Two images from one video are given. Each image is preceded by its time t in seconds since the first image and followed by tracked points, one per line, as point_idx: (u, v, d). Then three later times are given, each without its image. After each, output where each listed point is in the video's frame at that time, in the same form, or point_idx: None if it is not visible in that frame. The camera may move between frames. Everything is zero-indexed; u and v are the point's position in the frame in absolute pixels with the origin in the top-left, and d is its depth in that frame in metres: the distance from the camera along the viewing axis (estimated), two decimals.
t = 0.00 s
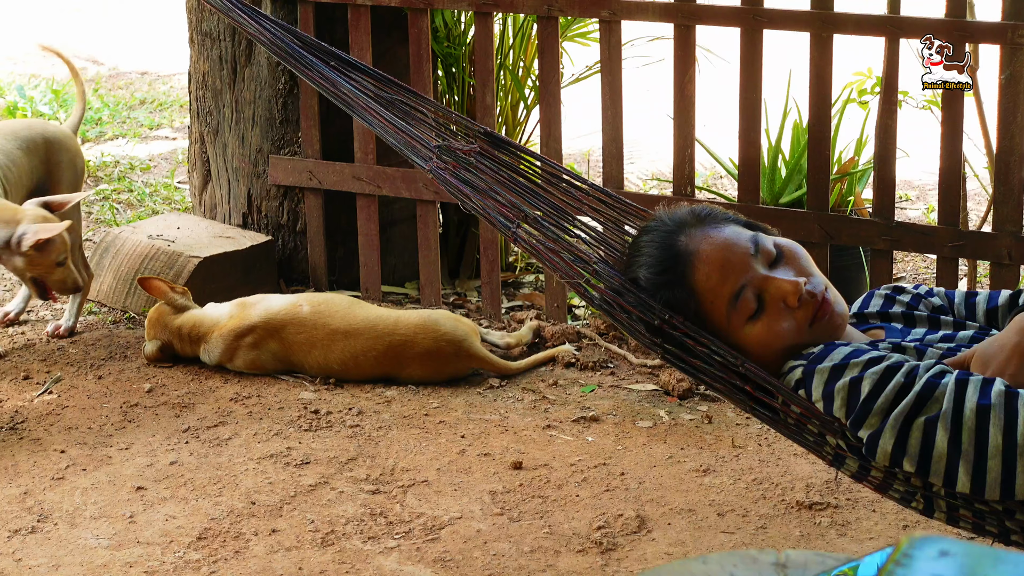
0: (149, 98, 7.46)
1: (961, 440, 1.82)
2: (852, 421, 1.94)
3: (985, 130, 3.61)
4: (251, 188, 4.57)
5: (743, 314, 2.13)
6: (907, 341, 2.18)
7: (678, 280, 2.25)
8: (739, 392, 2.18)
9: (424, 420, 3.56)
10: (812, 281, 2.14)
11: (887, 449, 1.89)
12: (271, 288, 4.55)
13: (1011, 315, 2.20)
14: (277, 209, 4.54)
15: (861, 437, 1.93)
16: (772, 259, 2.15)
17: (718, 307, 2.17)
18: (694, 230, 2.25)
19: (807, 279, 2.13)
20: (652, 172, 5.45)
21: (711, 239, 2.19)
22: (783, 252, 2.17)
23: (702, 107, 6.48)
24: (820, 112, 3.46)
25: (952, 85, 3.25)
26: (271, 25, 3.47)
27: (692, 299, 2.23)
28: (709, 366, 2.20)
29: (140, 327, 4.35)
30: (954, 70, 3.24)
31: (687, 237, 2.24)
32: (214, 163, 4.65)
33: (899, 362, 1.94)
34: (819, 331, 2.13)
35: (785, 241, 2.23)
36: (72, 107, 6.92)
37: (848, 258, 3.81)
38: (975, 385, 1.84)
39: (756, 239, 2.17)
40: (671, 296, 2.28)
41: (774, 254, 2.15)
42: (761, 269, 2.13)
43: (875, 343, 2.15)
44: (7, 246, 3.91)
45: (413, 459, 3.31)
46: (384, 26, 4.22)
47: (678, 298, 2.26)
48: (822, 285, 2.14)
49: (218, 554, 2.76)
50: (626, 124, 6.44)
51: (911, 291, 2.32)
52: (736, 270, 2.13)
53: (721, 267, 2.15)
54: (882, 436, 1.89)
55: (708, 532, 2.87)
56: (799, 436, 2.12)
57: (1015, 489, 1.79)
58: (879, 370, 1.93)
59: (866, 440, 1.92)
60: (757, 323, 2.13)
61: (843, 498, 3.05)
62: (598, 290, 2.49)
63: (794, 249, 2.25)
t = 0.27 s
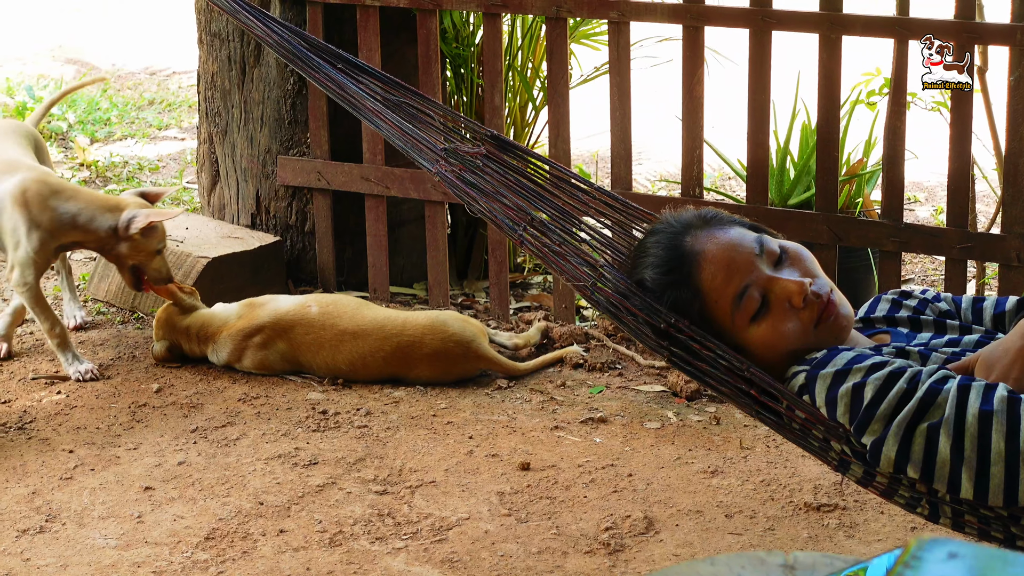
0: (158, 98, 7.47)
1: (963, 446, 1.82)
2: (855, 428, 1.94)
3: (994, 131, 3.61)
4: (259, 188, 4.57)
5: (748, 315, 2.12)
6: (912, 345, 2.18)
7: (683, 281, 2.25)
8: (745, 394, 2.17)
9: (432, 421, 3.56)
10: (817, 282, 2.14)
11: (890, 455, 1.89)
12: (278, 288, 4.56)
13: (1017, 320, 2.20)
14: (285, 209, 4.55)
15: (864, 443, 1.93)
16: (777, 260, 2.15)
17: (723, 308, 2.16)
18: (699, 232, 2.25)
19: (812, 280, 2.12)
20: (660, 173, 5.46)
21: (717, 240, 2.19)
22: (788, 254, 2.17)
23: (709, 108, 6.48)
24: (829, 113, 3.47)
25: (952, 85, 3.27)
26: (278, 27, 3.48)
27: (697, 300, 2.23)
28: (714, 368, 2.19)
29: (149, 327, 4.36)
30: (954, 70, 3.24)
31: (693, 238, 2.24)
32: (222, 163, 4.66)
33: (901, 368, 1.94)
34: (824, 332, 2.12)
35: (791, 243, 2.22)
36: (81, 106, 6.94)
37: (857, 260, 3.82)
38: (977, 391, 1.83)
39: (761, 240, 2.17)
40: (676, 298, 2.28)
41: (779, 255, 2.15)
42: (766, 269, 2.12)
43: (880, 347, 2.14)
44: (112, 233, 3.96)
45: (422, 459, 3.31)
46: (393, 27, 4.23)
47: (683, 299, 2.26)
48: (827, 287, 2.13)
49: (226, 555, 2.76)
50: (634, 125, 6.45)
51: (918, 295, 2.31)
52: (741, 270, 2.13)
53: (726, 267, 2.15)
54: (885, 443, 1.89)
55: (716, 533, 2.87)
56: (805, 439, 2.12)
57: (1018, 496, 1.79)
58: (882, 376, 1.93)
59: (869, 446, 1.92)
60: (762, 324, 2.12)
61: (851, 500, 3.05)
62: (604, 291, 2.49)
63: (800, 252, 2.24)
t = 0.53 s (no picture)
0: (162, 99, 7.48)
1: (969, 448, 1.82)
2: (861, 429, 1.94)
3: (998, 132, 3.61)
4: (264, 190, 4.58)
5: (755, 317, 2.13)
6: (920, 345, 2.18)
7: (690, 282, 2.25)
8: (751, 395, 2.17)
9: (437, 422, 3.56)
10: (824, 284, 2.14)
11: (896, 456, 1.89)
12: (283, 289, 4.56)
13: None
14: (290, 210, 4.55)
15: (870, 445, 1.94)
16: (784, 262, 2.15)
17: (730, 310, 2.16)
18: (706, 233, 2.25)
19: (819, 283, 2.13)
20: (664, 174, 5.46)
21: (724, 242, 2.19)
22: (796, 256, 2.17)
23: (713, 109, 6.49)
24: (834, 114, 3.46)
25: (952, 86, 3.28)
26: (284, 28, 3.48)
27: (704, 302, 2.23)
28: (721, 369, 2.19)
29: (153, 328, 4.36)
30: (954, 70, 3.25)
31: (700, 239, 2.24)
32: (227, 164, 4.66)
33: (908, 370, 1.94)
34: (830, 335, 2.13)
35: (798, 245, 2.22)
36: (85, 107, 6.95)
37: (860, 261, 3.82)
38: (983, 393, 1.83)
39: (769, 242, 2.17)
40: (683, 299, 2.28)
41: (786, 257, 2.15)
42: (773, 271, 2.12)
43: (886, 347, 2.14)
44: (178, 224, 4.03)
45: (426, 460, 3.31)
46: (397, 28, 4.23)
47: (690, 300, 2.26)
48: (834, 289, 2.14)
49: (230, 556, 2.76)
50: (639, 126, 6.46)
51: (925, 294, 2.31)
52: (748, 272, 2.13)
53: (733, 269, 2.15)
54: (891, 445, 1.89)
55: (720, 534, 2.86)
56: (811, 440, 2.12)
57: None
58: (888, 378, 1.93)
59: (875, 448, 1.92)
60: (769, 326, 2.12)
61: (855, 501, 3.05)
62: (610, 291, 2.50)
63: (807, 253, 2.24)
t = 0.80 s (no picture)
0: (163, 100, 7.48)
1: (973, 447, 1.82)
2: (865, 427, 1.94)
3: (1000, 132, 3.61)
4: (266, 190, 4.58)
5: (759, 317, 2.13)
6: (924, 341, 2.18)
7: (694, 282, 2.25)
8: (755, 394, 2.17)
9: (439, 422, 3.56)
10: (829, 284, 2.14)
11: (900, 455, 1.89)
12: (284, 289, 4.57)
13: None
14: (292, 210, 4.56)
15: (874, 443, 1.94)
16: (789, 262, 2.15)
17: (734, 310, 2.17)
18: (711, 233, 2.25)
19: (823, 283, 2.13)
20: (666, 174, 5.47)
21: (729, 242, 2.19)
22: (801, 256, 2.16)
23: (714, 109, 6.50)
24: (836, 114, 3.47)
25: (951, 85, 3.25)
26: (287, 27, 3.48)
27: (708, 302, 2.23)
28: (725, 368, 2.20)
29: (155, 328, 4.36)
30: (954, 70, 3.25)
31: (705, 240, 2.24)
32: (229, 164, 4.67)
33: (911, 368, 1.94)
34: (835, 334, 2.14)
35: (802, 244, 2.22)
36: (86, 108, 6.96)
37: (862, 261, 3.83)
38: (987, 392, 1.83)
39: (773, 242, 2.17)
40: (687, 299, 2.28)
41: (791, 256, 2.15)
42: (778, 271, 2.12)
43: (890, 344, 2.14)
44: (221, 205, 4.11)
45: (428, 460, 3.31)
46: (399, 28, 4.24)
47: (694, 300, 2.26)
48: (839, 289, 2.14)
49: (232, 556, 2.76)
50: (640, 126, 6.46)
51: (929, 289, 2.31)
52: (752, 273, 2.13)
53: (738, 269, 2.15)
54: (895, 443, 1.89)
55: (722, 534, 2.86)
56: (815, 438, 2.12)
57: None
58: (892, 376, 1.93)
59: (879, 446, 1.93)
60: (773, 326, 2.13)
61: (857, 501, 3.04)
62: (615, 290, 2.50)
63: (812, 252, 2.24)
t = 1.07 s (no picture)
0: (162, 100, 7.48)
1: (972, 446, 1.82)
2: (865, 427, 1.94)
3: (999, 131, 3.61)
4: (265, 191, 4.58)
5: (759, 317, 2.13)
6: (923, 339, 2.18)
7: (694, 282, 2.25)
8: (755, 394, 2.17)
9: (438, 422, 3.56)
10: (828, 283, 2.14)
11: (900, 455, 1.89)
12: (285, 289, 4.57)
13: None
14: (291, 211, 4.56)
15: (874, 443, 1.94)
16: (788, 261, 2.15)
17: (733, 310, 2.17)
18: (711, 233, 2.24)
19: (822, 282, 2.13)
20: (665, 174, 5.47)
21: (728, 241, 2.19)
22: (799, 255, 2.16)
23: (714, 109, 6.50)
24: (835, 113, 3.47)
25: (952, 85, 3.27)
26: (286, 27, 3.48)
27: (708, 302, 2.23)
28: (725, 368, 2.20)
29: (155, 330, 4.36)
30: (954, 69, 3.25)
31: (704, 239, 2.24)
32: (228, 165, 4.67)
33: (910, 367, 1.93)
34: (834, 333, 2.14)
35: (802, 242, 2.22)
36: (86, 108, 6.97)
37: (862, 261, 3.83)
38: (985, 391, 1.82)
39: (772, 241, 2.17)
40: (687, 299, 2.28)
41: (790, 256, 2.15)
42: (778, 271, 2.12)
43: (889, 343, 2.14)
44: (221, 197, 4.23)
45: (427, 461, 3.31)
46: (398, 29, 4.24)
47: (695, 300, 2.26)
48: (838, 288, 2.14)
49: (232, 557, 2.76)
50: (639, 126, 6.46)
51: (929, 285, 2.30)
52: (752, 272, 2.13)
53: (737, 269, 2.15)
54: (895, 443, 1.89)
55: (721, 534, 2.86)
56: (815, 438, 2.12)
57: None
58: (891, 376, 1.92)
59: (879, 446, 1.92)
60: (773, 326, 2.13)
61: (857, 500, 3.04)
62: (614, 291, 2.50)
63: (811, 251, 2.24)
